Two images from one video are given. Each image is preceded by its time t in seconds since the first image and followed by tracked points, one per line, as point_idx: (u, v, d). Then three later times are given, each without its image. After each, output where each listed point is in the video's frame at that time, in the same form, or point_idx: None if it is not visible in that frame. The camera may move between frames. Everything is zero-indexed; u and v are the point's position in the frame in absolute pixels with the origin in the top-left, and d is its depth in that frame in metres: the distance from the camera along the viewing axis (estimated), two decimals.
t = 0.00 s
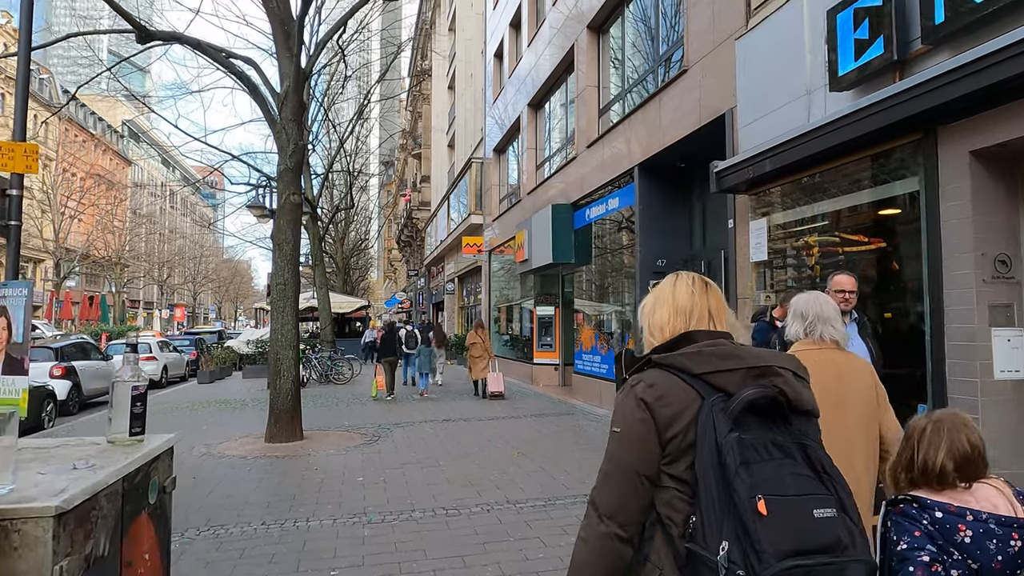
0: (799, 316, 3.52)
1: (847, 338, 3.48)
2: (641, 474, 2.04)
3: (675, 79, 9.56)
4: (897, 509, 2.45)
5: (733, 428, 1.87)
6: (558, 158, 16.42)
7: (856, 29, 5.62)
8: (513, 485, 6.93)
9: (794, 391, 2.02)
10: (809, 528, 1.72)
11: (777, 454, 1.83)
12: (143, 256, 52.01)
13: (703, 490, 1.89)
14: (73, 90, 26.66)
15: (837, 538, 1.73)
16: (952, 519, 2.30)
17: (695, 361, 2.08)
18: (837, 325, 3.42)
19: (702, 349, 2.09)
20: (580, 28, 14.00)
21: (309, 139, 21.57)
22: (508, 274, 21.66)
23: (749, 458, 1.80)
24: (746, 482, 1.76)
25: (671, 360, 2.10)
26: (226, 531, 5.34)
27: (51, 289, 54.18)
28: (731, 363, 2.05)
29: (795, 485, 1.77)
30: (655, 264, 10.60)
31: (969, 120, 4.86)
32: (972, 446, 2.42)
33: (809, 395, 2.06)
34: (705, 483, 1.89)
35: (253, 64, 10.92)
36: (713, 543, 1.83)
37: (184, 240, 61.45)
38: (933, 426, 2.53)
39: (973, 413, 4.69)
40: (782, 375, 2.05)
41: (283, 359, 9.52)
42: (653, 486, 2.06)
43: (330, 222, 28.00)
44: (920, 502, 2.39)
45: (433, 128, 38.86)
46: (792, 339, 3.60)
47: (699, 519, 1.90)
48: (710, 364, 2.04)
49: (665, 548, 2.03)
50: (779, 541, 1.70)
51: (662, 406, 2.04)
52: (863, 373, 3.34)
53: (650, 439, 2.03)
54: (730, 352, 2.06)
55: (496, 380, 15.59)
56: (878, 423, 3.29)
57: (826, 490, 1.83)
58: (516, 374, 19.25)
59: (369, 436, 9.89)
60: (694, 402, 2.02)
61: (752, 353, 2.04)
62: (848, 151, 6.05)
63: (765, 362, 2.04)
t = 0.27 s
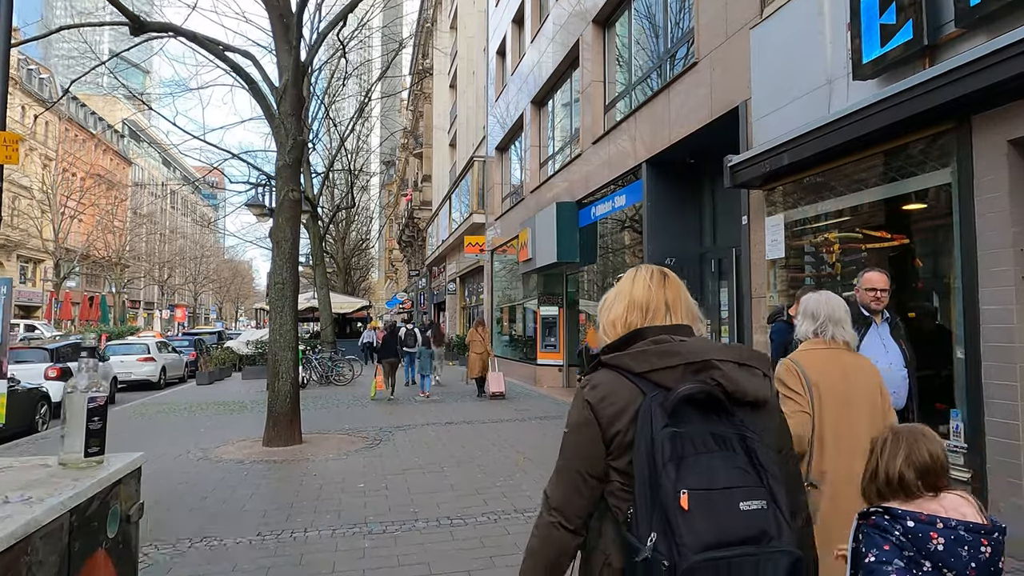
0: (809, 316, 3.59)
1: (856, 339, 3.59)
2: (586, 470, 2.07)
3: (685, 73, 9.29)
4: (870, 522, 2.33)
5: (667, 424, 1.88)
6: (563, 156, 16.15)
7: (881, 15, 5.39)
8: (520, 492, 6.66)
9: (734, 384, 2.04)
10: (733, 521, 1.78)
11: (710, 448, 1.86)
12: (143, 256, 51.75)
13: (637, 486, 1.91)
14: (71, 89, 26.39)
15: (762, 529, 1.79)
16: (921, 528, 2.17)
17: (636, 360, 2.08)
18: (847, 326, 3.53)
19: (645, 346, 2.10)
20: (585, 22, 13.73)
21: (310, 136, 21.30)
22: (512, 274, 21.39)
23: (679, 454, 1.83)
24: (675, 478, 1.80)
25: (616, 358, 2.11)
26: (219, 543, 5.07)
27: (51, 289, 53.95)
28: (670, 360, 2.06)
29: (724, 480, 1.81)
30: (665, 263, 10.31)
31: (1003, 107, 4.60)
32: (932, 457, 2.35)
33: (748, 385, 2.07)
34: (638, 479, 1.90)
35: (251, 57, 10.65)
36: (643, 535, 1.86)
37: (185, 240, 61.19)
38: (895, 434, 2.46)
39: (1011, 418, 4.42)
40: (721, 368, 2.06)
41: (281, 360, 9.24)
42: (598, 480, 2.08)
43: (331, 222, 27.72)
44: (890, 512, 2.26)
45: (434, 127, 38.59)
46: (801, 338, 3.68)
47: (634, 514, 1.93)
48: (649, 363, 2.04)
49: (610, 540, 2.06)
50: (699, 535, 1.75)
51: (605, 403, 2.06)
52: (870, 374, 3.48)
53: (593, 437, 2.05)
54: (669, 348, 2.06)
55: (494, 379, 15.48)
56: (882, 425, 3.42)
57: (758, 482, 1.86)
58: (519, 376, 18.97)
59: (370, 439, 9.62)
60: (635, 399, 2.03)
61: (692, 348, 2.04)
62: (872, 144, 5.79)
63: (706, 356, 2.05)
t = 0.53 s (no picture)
0: (812, 321, 3.58)
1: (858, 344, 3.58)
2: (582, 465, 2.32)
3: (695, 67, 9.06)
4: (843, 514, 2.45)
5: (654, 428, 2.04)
6: (566, 154, 15.90)
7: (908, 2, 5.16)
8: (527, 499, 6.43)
9: (719, 387, 2.17)
10: (716, 518, 1.92)
11: (695, 451, 2.01)
12: (143, 256, 51.51)
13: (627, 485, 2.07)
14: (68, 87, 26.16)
15: (745, 528, 1.92)
16: (885, 522, 2.26)
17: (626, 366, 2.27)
18: (851, 330, 3.51)
19: (634, 353, 2.27)
20: (589, 17, 13.49)
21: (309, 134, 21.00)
22: (514, 274, 21.13)
23: (665, 455, 1.99)
24: (661, 478, 1.95)
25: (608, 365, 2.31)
26: (213, 557, 4.81)
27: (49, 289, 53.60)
28: (659, 364, 2.22)
29: (708, 479, 1.95)
30: (673, 262, 10.05)
31: None
32: (914, 452, 2.38)
33: (736, 388, 2.20)
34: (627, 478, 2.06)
35: (248, 51, 10.38)
36: (632, 532, 2.01)
37: (184, 240, 60.83)
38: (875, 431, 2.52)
39: None
40: (708, 371, 2.20)
41: (280, 362, 8.97)
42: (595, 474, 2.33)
43: (331, 221, 27.41)
44: (859, 505, 2.36)
45: (435, 125, 38.29)
46: (804, 344, 3.66)
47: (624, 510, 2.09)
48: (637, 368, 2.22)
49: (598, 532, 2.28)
50: (685, 531, 1.89)
51: (597, 406, 2.26)
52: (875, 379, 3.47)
53: (587, 437, 2.28)
54: (658, 354, 2.22)
55: (495, 379, 15.39)
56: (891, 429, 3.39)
57: (740, 483, 2.00)
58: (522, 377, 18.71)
59: (372, 443, 9.36)
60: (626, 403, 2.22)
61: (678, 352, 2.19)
62: (894, 138, 5.53)
63: (692, 362, 2.20)
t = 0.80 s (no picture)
0: (815, 319, 3.45)
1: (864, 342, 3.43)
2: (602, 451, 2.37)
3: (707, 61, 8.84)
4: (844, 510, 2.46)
5: (679, 420, 2.11)
6: (571, 151, 15.68)
7: None
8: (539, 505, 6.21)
9: (741, 388, 2.23)
10: (735, 510, 1.98)
11: (716, 444, 2.08)
12: (143, 256, 51.34)
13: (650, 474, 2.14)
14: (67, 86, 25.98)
15: (762, 520, 1.99)
16: (883, 521, 2.26)
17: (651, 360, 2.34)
18: (855, 328, 3.37)
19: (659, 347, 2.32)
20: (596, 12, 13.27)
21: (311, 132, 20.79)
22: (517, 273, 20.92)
23: (690, 447, 2.05)
24: (684, 469, 2.02)
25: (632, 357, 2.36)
26: (213, 567, 4.58)
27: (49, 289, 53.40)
28: (684, 361, 2.30)
29: (729, 473, 2.01)
30: (684, 261, 9.85)
31: None
32: (918, 453, 2.34)
33: (755, 391, 2.26)
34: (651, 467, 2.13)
35: (249, 45, 10.15)
36: (653, 518, 2.09)
37: (184, 240, 60.63)
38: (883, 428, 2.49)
39: None
40: (730, 371, 2.26)
41: (281, 362, 8.75)
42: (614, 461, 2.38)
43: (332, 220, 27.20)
44: (860, 502, 2.36)
45: (436, 124, 38.07)
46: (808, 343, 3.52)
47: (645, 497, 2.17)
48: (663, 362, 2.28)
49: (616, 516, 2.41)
50: (706, 520, 1.96)
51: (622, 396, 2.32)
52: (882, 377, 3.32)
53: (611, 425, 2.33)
54: (683, 351, 2.28)
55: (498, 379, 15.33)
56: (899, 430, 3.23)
57: (759, 478, 2.06)
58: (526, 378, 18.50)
59: (376, 445, 9.15)
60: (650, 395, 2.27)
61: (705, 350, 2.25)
62: (922, 130, 5.27)
63: (715, 360, 2.26)
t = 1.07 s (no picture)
0: (830, 322, 3.41)
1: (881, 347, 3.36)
2: (607, 451, 2.17)
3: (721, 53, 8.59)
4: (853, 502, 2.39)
5: (693, 409, 1.99)
6: (576, 149, 15.44)
7: None
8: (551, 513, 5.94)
9: (749, 379, 2.14)
10: (756, 497, 1.87)
11: (731, 433, 1.96)
12: (143, 256, 51.15)
13: (665, 466, 2.00)
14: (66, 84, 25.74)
15: (780, 507, 1.88)
16: (896, 514, 2.21)
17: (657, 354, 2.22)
18: (871, 331, 3.30)
19: (667, 340, 2.20)
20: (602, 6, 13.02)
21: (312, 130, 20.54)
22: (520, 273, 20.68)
23: (706, 436, 1.93)
24: (702, 456, 1.90)
25: (637, 351, 2.22)
26: None
27: (49, 289, 53.25)
28: (691, 354, 2.19)
29: (746, 460, 1.90)
30: (695, 260, 9.62)
31: None
32: (932, 447, 2.28)
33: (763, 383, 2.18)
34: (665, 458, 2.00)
35: (249, 39, 9.92)
36: (672, 510, 1.94)
37: (184, 240, 60.49)
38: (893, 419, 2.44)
39: None
40: (738, 364, 2.16)
41: (282, 364, 8.49)
42: (620, 462, 2.18)
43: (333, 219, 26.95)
44: (869, 495, 2.30)
45: (438, 124, 37.83)
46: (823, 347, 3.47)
47: (660, 489, 2.02)
48: (669, 355, 2.17)
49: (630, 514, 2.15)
50: (727, 507, 1.84)
51: (630, 389, 2.16)
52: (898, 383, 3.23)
53: (618, 421, 2.16)
54: (692, 343, 2.18)
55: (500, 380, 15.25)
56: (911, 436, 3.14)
57: (772, 464, 1.97)
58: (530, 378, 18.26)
59: (378, 449, 8.89)
60: (660, 389, 2.14)
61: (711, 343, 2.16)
62: (958, 121, 5.03)
63: (723, 352, 2.16)
